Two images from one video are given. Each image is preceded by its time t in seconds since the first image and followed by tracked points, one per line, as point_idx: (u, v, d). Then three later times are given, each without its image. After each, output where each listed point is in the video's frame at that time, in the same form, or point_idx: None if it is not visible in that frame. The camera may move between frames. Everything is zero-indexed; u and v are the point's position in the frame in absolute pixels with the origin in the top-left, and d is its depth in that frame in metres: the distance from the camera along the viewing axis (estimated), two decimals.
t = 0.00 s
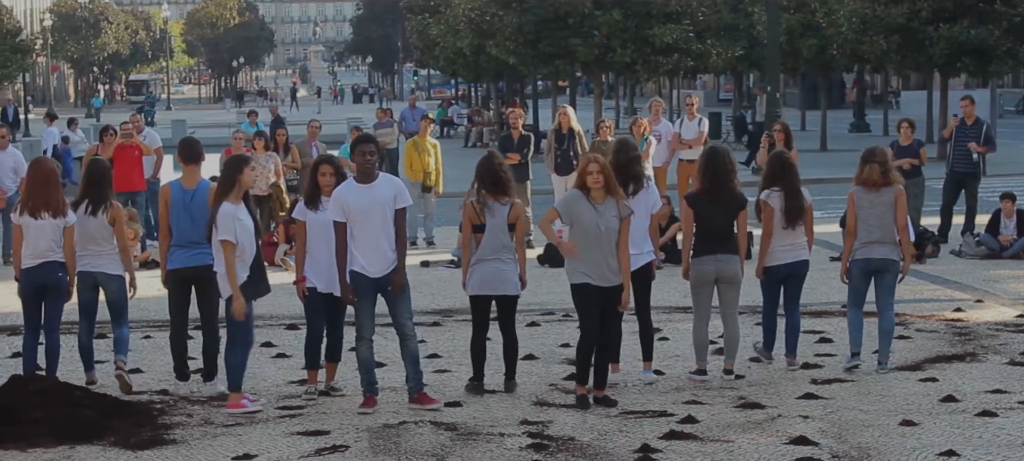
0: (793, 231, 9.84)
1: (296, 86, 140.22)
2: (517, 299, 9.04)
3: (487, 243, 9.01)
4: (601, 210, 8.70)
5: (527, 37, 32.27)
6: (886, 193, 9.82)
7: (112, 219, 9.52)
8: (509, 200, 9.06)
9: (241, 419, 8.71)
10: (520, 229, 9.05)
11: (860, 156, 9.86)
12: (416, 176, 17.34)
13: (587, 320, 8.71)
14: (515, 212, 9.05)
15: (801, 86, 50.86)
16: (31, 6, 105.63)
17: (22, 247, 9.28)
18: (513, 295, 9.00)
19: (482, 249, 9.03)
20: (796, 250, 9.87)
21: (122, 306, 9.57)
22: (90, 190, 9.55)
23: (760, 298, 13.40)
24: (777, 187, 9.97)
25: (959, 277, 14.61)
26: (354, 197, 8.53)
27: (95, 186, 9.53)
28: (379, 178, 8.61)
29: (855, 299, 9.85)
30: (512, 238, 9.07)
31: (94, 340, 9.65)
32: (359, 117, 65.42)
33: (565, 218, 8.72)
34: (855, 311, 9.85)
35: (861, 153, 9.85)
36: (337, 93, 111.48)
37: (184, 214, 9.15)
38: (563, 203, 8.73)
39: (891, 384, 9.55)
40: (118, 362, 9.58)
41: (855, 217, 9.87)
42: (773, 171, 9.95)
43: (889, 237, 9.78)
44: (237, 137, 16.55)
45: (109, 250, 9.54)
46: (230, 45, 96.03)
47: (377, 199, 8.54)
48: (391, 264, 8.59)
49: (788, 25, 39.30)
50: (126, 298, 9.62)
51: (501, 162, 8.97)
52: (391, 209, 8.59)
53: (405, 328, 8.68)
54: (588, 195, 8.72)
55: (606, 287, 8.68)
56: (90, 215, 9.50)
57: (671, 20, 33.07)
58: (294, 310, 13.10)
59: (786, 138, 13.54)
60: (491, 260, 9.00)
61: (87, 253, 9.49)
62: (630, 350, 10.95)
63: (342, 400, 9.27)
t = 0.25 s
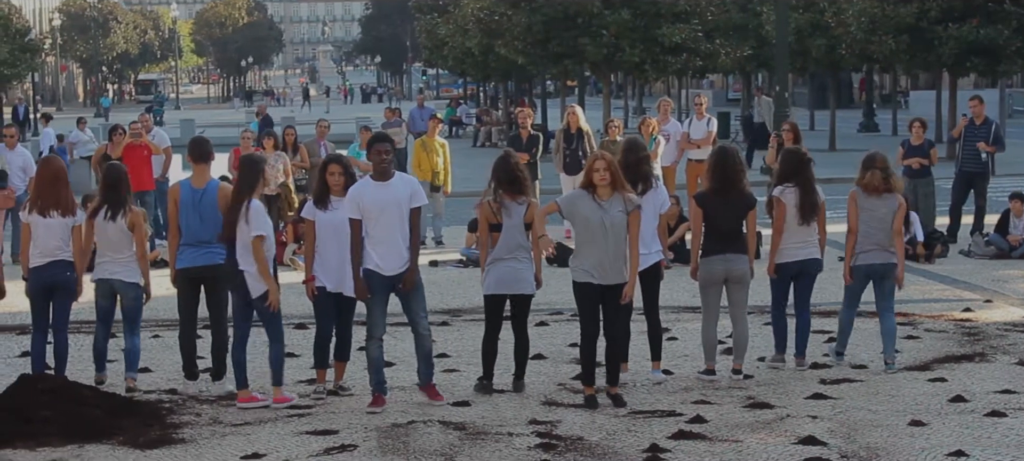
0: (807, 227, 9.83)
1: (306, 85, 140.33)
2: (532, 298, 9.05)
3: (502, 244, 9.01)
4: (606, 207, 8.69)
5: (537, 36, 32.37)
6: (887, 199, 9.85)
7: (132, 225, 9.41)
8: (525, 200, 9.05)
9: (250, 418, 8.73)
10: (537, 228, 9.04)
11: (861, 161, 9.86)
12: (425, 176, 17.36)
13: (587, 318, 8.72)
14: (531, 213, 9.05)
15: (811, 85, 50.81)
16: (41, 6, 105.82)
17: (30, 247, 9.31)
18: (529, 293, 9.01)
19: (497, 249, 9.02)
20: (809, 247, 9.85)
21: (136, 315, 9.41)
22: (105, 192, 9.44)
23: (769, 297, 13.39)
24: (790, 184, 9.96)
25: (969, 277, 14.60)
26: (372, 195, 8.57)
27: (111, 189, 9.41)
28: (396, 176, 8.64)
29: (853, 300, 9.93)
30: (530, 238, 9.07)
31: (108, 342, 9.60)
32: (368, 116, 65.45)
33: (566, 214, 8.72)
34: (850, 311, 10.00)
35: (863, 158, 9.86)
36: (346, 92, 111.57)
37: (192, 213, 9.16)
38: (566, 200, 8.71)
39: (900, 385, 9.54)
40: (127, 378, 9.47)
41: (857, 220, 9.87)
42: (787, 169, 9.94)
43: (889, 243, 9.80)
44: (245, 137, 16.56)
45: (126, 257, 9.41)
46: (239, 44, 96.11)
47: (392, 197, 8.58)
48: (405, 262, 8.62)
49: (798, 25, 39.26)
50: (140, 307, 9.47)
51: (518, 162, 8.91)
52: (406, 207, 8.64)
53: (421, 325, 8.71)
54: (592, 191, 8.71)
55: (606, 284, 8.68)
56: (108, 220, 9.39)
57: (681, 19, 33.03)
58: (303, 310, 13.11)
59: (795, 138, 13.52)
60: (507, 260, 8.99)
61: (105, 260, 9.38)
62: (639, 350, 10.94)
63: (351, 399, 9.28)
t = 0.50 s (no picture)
0: (815, 228, 9.81)
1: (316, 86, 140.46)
2: (546, 298, 9.08)
3: (516, 246, 8.99)
4: (615, 205, 8.69)
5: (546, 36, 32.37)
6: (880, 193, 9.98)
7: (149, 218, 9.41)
8: (541, 200, 9.04)
9: (260, 418, 8.75)
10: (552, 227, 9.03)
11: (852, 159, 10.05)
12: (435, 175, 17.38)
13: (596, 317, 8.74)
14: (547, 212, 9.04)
15: (821, 85, 50.76)
16: (51, 6, 105.97)
17: (39, 246, 9.32)
18: (543, 293, 9.03)
19: (511, 250, 9.00)
20: (815, 248, 9.82)
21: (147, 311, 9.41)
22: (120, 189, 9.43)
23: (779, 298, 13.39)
24: (798, 183, 9.96)
25: (980, 277, 14.58)
26: (399, 193, 8.65)
27: (127, 184, 9.41)
28: (421, 175, 8.73)
29: (851, 296, 10.09)
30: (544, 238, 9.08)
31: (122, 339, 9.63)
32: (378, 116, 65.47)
33: (576, 219, 8.72)
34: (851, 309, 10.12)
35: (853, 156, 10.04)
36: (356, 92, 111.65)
37: (203, 213, 9.16)
38: (576, 202, 8.73)
39: (910, 385, 9.54)
40: (138, 378, 9.49)
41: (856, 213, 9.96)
42: (798, 170, 9.94)
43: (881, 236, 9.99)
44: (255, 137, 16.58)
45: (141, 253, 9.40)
46: (249, 44, 96.14)
47: (420, 196, 8.66)
48: (432, 260, 8.67)
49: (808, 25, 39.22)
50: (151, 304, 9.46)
51: (534, 161, 8.91)
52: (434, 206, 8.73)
53: (434, 327, 8.77)
54: (601, 192, 8.73)
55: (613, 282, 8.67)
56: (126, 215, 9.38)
57: (691, 19, 32.98)
58: (313, 309, 13.13)
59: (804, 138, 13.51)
60: (518, 259, 8.99)
61: (120, 254, 9.37)
62: (649, 350, 10.95)
63: (361, 399, 9.31)
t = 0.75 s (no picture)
0: (821, 229, 9.78)
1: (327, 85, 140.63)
2: (558, 298, 9.09)
3: (528, 245, 9.00)
4: (625, 205, 8.71)
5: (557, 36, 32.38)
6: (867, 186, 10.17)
7: (160, 214, 9.46)
8: (554, 200, 9.07)
9: (271, 417, 8.77)
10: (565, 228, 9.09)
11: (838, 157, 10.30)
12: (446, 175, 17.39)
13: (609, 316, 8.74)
14: (560, 212, 9.09)
15: (833, 84, 50.72)
16: (63, 6, 106.20)
17: (49, 246, 9.35)
18: (555, 293, 9.05)
19: (524, 248, 9.02)
20: (819, 250, 9.80)
21: (158, 308, 9.43)
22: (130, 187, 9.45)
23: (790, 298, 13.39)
24: (806, 183, 9.95)
25: (992, 277, 14.56)
26: (426, 193, 8.71)
27: (136, 182, 9.43)
28: (449, 177, 8.78)
29: (862, 291, 10.24)
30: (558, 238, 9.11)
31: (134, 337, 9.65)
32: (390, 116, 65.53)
33: (590, 227, 8.76)
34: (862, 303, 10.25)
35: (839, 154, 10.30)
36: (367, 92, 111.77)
37: (217, 213, 9.21)
38: (590, 205, 8.76)
39: (922, 385, 9.53)
40: (149, 378, 9.51)
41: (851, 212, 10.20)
42: (807, 170, 9.95)
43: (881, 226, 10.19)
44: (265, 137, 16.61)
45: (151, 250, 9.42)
46: (260, 44, 96.24)
47: (446, 197, 8.72)
48: (455, 259, 8.75)
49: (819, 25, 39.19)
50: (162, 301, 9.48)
51: (547, 160, 8.91)
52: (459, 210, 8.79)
53: (449, 326, 8.79)
54: (612, 194, 8.75)
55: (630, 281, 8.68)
56: (137, 213, 9.41)
57: (702, 19, 32.96)
58: (324, 309, 13.15)
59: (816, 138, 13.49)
60: (530, 258, 9.00)
61: (131, 252, 9.39)
62: (661, 349, 10.95)
63: (372, 399, 9.32)
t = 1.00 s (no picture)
0: (833, 230, 9.76)
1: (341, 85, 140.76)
2: (570, 298, 9.09)
3: (540, 244, 9.01)
4: (638, 205, 8.71)
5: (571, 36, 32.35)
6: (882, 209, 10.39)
7: (168, 215, 9.50)
8: (567, 199, 9.07)
9: (285, 417, 8.78)
10: (576, 227, 9.08)
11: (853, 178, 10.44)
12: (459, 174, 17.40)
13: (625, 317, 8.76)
14: (573, 211, 9.07)
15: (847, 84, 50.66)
16: (78, 6, 106.41)
17: (61, 246, 9.38)
18: (568, 293, 9.04)
19: (536, 247, 9.03)
20: (833, 251, 9.76)
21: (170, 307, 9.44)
22: (140, 186, 9.48)
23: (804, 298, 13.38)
24: (818, 185, 9.94)
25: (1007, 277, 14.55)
26: (446, 193, 8.72)
27: (145, 182, 9.46)
28: (471, 177, 8.79)
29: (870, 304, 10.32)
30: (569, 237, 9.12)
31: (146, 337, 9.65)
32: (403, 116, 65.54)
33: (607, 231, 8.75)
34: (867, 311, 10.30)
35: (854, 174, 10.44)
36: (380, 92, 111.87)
37: (230, 213, 9.22)
38: (603, 206, 8.77)
39: (936, 385, 9.52)
40: (163, 378, 9.54)
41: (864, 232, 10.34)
42: (819, 171, 9.96)
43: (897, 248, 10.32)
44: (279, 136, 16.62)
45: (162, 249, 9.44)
46: (274, 44, 96.34)
47: (466, 198, 8.71)
48: (472, 258, 8.77)
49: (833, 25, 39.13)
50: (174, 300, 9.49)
51: (560, 161, 8.94)
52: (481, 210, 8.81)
53: (464, 325, 8.78)
54: (625, 194, 8.75)
55: (649, 281, 8.67)
56: (145, 213, 9.43)
57: (716, 19, 32.92)
58: (338, 309, 13.17)
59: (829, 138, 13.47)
60: (544, 258, 9.01)
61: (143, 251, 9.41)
62: (674, 350, 10.95)
63: (385, 399, 9.33)
